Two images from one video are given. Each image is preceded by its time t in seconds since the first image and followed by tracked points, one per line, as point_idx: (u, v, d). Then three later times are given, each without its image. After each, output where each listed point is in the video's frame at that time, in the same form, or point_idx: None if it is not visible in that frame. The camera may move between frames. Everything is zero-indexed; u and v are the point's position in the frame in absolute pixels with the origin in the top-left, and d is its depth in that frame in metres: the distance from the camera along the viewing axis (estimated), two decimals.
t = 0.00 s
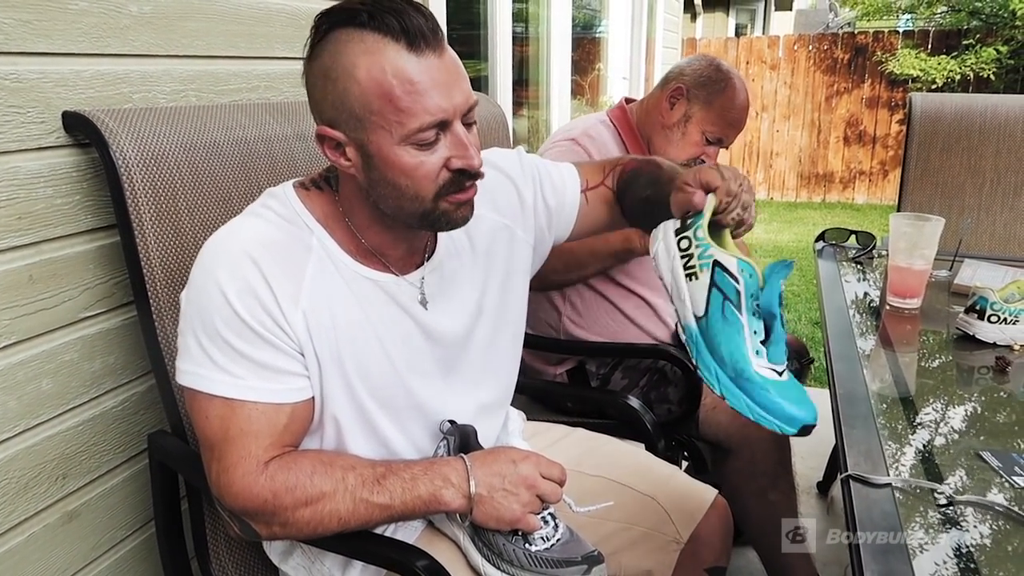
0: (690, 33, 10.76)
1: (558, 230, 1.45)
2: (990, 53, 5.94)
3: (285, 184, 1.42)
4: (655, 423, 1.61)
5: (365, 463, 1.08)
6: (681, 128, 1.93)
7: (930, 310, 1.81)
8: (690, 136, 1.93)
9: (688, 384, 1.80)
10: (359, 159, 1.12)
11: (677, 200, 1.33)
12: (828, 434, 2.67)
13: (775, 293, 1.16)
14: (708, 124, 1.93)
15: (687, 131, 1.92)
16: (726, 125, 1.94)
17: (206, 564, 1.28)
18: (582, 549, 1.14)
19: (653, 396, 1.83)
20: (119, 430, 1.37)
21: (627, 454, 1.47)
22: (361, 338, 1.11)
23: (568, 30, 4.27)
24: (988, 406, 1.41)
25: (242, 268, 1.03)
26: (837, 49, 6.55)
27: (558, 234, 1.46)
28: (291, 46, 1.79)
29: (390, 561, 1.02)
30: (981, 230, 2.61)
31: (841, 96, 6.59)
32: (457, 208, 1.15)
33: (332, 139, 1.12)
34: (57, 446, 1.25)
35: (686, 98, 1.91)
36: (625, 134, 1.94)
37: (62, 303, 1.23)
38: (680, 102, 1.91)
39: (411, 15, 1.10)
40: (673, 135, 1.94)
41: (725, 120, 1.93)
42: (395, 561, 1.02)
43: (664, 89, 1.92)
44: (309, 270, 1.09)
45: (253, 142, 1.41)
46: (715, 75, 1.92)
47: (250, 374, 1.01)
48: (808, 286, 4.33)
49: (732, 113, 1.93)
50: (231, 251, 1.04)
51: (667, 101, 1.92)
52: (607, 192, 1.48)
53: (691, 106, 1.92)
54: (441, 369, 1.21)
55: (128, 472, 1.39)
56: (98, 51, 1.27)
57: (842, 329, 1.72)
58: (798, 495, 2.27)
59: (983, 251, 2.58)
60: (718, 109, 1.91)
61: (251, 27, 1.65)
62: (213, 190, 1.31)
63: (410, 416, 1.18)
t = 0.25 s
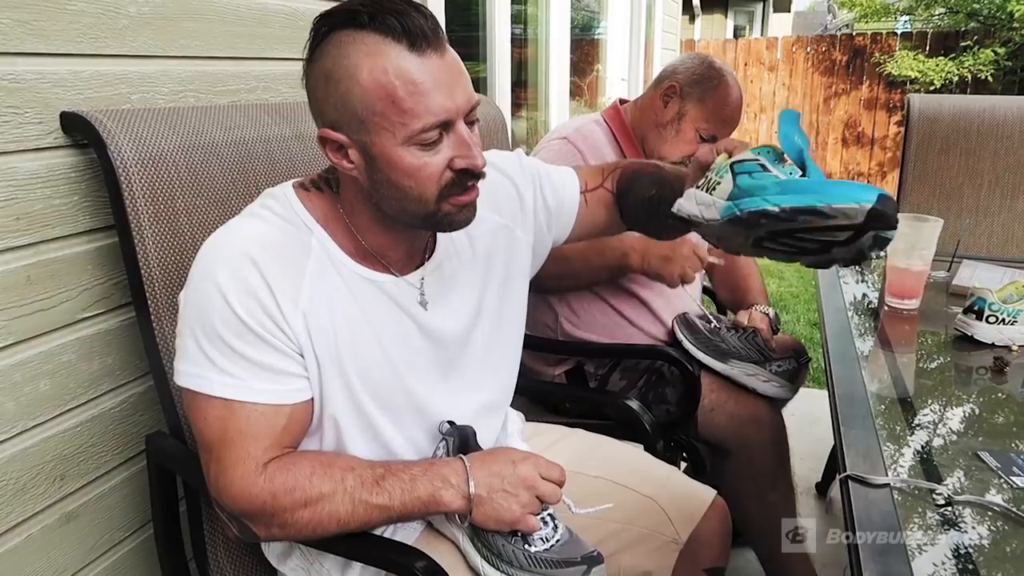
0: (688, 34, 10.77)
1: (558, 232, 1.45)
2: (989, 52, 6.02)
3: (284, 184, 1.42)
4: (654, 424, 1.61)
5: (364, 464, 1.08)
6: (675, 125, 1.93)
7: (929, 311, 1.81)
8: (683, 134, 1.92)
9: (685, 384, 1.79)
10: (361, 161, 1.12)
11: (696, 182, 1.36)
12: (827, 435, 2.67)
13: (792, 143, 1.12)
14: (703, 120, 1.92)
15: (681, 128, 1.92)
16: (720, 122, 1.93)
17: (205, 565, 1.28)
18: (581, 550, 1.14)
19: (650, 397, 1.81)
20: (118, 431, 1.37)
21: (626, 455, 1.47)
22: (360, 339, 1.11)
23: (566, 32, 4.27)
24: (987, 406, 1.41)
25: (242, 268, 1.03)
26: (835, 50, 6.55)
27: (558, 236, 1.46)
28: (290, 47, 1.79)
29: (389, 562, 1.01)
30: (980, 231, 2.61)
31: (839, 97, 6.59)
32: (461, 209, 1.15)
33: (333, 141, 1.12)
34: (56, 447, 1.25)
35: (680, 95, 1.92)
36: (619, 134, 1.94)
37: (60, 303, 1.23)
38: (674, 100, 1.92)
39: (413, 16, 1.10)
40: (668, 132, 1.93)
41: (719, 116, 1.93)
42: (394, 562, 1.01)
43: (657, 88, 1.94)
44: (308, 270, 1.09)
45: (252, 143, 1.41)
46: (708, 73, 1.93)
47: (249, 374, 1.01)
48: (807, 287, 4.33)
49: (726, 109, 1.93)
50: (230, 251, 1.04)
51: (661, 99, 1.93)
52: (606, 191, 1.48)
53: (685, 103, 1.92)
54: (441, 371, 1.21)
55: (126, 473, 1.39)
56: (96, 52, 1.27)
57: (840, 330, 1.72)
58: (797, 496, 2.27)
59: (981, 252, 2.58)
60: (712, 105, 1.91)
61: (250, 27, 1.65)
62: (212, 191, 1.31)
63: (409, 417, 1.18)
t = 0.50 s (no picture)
0: (688, 35, 10.77)
1: (555, 235, 1.45)
2: (988, 53, 6.04)
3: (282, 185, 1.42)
4: (653, 424, 1.61)
5: (362, 464, 1.08)
6: (677, 126, 1.93)
7: (928, 311, 1.81)
8: (685, 135, 1.94)
9: (686, 386, 1.81)
10: (359, 162, 1.12)
11: (678, 231, 1.38)
12: (826, 436, 2.67)
13: (779, 279, 1.13)
14: (703, 121, 1.93)
15: (682, 129, 1.93)
16: (720, 122, 1.94)
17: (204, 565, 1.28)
18: (579, 550, 1.15)
19: (651, 397, 1.83)
20: (117, 431, 1.37)
21: (625, 455, 1.47)
22: (357, 339, 1.11)
23: (566, 32, 4.27)
24: (986, 406, 1.41)
25: (239, 268, 1.03)
26: (835, 51, 6.55)
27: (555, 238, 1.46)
28: (289, 48, 1.79)
29: (388, 562, 1.01)
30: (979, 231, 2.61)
31: (839, 98, 6.60)
32: (455, 212, 1.16)
33: (332, 142, 1.12)
34: (55, 447, 1.25)
35: (681, 96, 1.92)
36: (621, 136, 1.94)
37: (59, 304, 1.23)
38: (674, 101, 1.92)
39: (414, 18, 1.10)
40: (669, 133, 1.94)
41: (720, 117, 1.93)
42: (393, 562, 1.01)
43: (657, 89, 1.94)
44: (306, 270, 1.09)
45: (251, 144, 1.41)
46: (708, 73, 1.93)
47: (247, 374, 1.01)
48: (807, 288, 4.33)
49: (727, 109, 1.93)
50: (228, 251, 1.04)
51: (661, 100, 1.93)
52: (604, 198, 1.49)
53: (686, 104, 1.92)
54: (438, 371, 1.21)
55: (125, 474, 1.39)
56: (95, 53, 1.27)
57: (840, 331, 1.72)
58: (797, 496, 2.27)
59: (981, 253, 2.58)
60: (713, 106, 1.91)
61: (249, 28, 1.65)
62: (211, 191, 1.31)
63: (407, 417, 1.18)
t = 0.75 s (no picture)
0: (687, 34, 10.77)
1: (554, 235, 1.45)
2: (988, 53, 6.05)
3: (282, 183, 1.42)
4: (652, 424, 1.61)
5: (361, 463, 1.08)
6: (676, 126, 1.93)
7: (927, 309, 1.82)
8: (685, 134, 1.94)
9: (685, 386, 1.79)
10: (358, 159, 1.12)
11: (702, 253, 1.32)
12: (825, 434, 2.68)
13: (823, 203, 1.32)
14: (703, 120, 1.93)
15: (683, 128, 1.93)
16: (720, 121, 1.94)
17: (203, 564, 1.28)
18: (578, 548, 1.15)
19: (650, 396, 1.82)
20: (116, 431, 1.37)
21: (624, 454, 1.47)
22: (356, 338, 1.11)
23: (565, 31, 4.27)
24: (985, 405, 1.42)
25: (237, 267, 1.03)
26: (833, 50, 6.54)
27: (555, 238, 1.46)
28: (288, 46, 1.79)
29: (387, 561, 1.01)
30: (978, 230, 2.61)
31: (838, 97, 6.60)
32: (455, 208, 1.16)
33: (331, 140, 1.12)
34: (54, 446, 1.25)
35: (681, 95, 1.92)
36: (621, 136, 1.95)
37: (58, 303, 1.23)
38: (674, 100, 1.92)
39: (412, 14, 1.10)
40: (669, 132, 1.94)
41: (720, 116, 1.93)
42: (392, 561, 1.01)
43: (658, 88, 1.94)
44: (305, 269, 1.09)
45: (251, 143, 1.41)
46: (708, 72, 1.93)
47: (246, 374, 1.01)
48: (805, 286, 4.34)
49: (727, 108, 1.93)
50: (226, 250, 1.04)
51: (661, 99, 1.93)
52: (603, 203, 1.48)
53: (686, 103, 1.92)
54: (438, 369, 1.21)
55: (124, 473, 1.39)
56: (93, 51, 1.27)
57: (839, 330, 1.72)
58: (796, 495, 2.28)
59: (979, 252, 2.58)
60: (713, 106, 1.91)
61: (248, 27, 1.65)
62: (210, 190, 1.31)
63: (406, 415, 1.18)
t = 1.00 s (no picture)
0: (687, 32, 10.76)
1: (552, 240, 1.45)
2: (988, 52, 6.06)
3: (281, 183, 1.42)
4: (652, 422, 1.61)
5: (361, 462, 1.08)
6: (677, 125, 1.93)
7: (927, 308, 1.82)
8: (686, 134, 1.94)
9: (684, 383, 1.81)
10: (359, 160, 1.12)
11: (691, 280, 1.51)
12: (825, 433, 2.68)
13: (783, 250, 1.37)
14: (704, 119, 1.93)
15: (683, 128, 1.93)
16: (721, 120, 1.94)
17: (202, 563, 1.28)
18: (577, 546, 1.14)
19: (650, 394, 1.84)
20: (115, 430, 1.37)
21: (624, 453, 1.47)
22: (356, 337, 1.11)
23: (565, 30, 4.27)
24: (985, 403, 1.42)
25: (237, 267, 1.03)
26: (833, 49, 6.55)
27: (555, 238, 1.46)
28: (287, 45, 1.78)
29: (387, 559, 1.01)
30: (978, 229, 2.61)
31: (838, 96, 6.61)
32: (456, 208, 1.15)
33: (332, 141, 1.12)
34: (54, 445, 1.25)
35: (681, 94, 1.92)
36: (621, 135, 1.95)
37: (57, 301, 1.23)
38: (675, 99, 1.92)
39: (413, 15, 1.10)
40: (669, 132, 1.94)
41: (720, 115, 1.93)
42: (392, 559, 1.01)
43: (658, 87, 1.94)
44: (305, 269, 1.09)
45: (250, 142, 1.41)
46: (708, 71, 1.92)
47: (246, 373, 1.01)
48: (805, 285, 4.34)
49: (727, 108, 1.93)
50: (226, 250, 1.04)
51: (662, 99, 1.93)
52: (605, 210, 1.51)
53: (686, 102, 1.92)
54: (438, 368, 1.21)
55: (124, 471, 1.39)
56: (92, 50, 1.26)
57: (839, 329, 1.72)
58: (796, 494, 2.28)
59: (979, 250, 2.58)
60: (713, 105, 1.91)
61: (247, 25, 1.65)
62: (209, 189, 1.31)
63: (406, 415, 1.18)
